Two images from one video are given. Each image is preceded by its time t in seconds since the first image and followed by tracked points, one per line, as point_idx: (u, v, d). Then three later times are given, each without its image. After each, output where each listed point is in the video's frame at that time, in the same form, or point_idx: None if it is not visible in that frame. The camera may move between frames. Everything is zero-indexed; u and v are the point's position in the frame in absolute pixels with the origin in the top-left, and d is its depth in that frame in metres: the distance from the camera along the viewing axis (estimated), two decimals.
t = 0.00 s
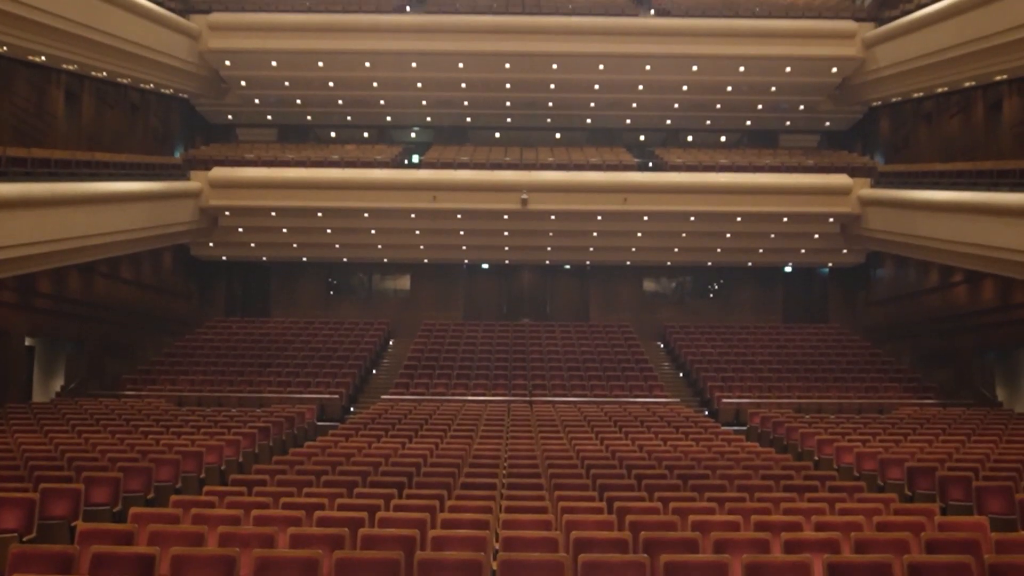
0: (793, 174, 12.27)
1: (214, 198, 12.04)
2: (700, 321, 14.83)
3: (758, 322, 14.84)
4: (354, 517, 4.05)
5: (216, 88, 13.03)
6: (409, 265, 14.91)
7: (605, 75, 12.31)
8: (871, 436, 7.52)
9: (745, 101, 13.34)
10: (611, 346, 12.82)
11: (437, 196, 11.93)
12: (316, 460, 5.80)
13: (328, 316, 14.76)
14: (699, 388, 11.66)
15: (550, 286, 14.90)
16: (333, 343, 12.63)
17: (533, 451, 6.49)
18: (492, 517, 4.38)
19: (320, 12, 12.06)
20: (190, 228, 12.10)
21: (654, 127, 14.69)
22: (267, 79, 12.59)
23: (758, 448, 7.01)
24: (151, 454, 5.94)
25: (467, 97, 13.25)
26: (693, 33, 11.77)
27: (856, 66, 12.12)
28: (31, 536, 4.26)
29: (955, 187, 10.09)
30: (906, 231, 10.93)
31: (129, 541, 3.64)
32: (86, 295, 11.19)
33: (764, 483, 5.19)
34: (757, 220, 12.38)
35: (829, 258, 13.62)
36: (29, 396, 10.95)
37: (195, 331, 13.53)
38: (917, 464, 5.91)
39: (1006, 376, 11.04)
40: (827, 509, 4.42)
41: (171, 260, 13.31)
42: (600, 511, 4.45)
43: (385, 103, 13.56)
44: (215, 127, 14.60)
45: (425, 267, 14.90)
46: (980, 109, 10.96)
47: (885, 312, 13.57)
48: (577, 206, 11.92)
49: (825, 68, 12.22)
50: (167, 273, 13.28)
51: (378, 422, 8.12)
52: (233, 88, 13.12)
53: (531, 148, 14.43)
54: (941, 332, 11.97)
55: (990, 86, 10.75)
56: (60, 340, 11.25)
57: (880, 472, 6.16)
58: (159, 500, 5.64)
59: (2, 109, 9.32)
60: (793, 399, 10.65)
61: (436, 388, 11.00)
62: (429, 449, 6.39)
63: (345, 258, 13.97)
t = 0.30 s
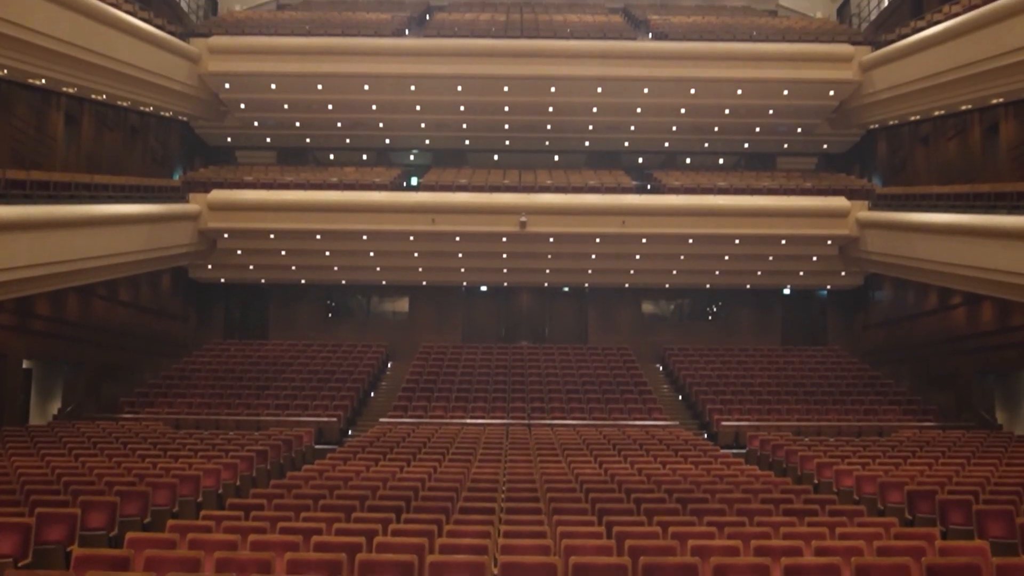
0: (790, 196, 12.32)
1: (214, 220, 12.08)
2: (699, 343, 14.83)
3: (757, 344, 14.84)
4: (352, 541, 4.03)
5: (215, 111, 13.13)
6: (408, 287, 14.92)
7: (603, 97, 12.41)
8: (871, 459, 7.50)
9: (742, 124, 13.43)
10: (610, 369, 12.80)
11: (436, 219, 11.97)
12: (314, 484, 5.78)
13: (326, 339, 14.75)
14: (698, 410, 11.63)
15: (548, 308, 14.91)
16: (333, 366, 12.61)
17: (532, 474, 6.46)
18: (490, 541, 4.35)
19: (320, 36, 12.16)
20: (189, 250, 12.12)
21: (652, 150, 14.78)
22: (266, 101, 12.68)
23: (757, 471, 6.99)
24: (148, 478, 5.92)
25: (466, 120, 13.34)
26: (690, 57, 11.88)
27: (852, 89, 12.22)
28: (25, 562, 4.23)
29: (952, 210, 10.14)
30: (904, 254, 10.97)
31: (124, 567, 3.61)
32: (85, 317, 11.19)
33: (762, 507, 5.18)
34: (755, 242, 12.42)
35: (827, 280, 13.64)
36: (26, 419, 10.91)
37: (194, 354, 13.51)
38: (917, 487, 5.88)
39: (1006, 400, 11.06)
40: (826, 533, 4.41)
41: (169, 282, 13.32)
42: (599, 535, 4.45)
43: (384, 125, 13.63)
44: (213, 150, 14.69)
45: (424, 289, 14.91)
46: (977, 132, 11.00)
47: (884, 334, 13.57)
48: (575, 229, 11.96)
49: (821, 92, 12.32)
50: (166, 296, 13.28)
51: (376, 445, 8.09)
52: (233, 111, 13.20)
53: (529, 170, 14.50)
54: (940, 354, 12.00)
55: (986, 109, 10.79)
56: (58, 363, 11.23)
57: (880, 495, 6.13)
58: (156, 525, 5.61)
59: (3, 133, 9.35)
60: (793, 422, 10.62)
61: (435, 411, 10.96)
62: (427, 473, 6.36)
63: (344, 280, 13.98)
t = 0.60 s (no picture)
0: (787, 219, 12.37)
1: (213, 243, 12.11)
2: (698, 366, 14.82)
3: (756, 367, 14.83)
4: (350, 566, 4.00)
5: (213, 134, 13.22)
6: (407, 310, 14.91)
7: (601, 120, 12.50)
8: (872, 482, 7.46)
9: (740, 147, 13.51)
10: (610, 392, 12.76)
11: (435, 242, 12.00)
12: (312, 508, 5.74)
13: (325, 362, 14.73)
14: (698, 434, 11.58)
15: (547, 331, 14.90)
16: (332, 389, 12.57)
17: (531, 498, 6.42)
18: (489, 567, 4.32)
19: (320, 61, 12.26)
20: (187, 273, 12.14)
21: (651, 173, 14.85)
22: (266, 125, 12.76)
23: (757, 494, 6.95)
24: (145, 502, 5.88)
25: (465, 144, 13.42)
26: (687, 81, 11.99)
27: (850, 113, 12.30)
28: None
29: (949, 233, 10.17)
30: (903, 276, 10.99)
31: None
32: (83, 340, 11.18)
33: (762, 531, 5.15)
34: (753, 265, 12.45)
35: (826, 303, 13.65)
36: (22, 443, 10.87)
37: (192, 377, 13.48)
38: (918, 511, 5.85)
39: (1006, 423, 11.04)
40: (827, 559, 4.37)
41: (168, 305, 13.32)
42: (598, 561, 4.41)
43: (383, 149, 13.71)
44: (213, 173, 14.76)
45: (423, 312, 14.91)
46: (974, 155, 11.05)
47: (883, 357, 13.56)
48: (574, 252, 11.99)
49: (817, 116, 12.42)
50: (165, 319, 13.28)
51: (374, 469, 8.05)
52: (233, 135, 13.28)
53: (528, 193, 14.56)
54: (939, 377, 11.98)
55: (983, 132, 10.83)
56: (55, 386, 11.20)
57: (879, 520, 6.11)
58: (152, 550, 5.57)
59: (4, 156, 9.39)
60: (793, 445, 10.58)
61: (433, 435, 10.92)
62: (426, 497, 6.32)
63: (342, 303, 13.99)
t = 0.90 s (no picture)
0: (785, 243, 12.41)
1: (212, 267, 12.12)
2: (698, 390, 14.80)
3: (755, 391, 14.81)
4: None
5: (213, 159, 13.29)
6: (406, 334, 14.90)
7: (600, 145, 12.57)
8: (873, 507, 7.42)
9: (738, 171, 13.59)
10: (609, 416, 12.71)
11: (434, 266, 12.02)
12: (310, 534, 5.70)
13: (323, 386, 14.71)
14: (698, 457, 11.53)
15: (546, 355, 14.88)
16: (330, 413, 12.52)
17: (530, 523, 6.38)
18: None
19: (320, 86, 12.36)
20: (186, 297, 12.14)
21: (650, 198, 14.91)
22: (266, 149, 12.82)
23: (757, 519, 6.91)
24: (141, 528, 5.83)
25: (464, 168, 13.49)
26: (684, 105, 12.08)
27: (847, 137, 12.39)
28: None
29: (947, 257, 10.20)
30: (902, 300, 11.01)
31: None
32: (80, 364, 11.14)
33: (763, 558, 5.10)
34: (752, 289, 12.47)
35: (825, 327, 13.65)
36: (18, 468, 10.81)
37: (189, 401, 13.44)
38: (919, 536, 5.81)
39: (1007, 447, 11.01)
40: None
41: (167, 329, 13.30)
42: None
43: (382, 173, 13.79)
44: (212, 197, 14.82)
45: (423, 336, 14.90)
46: (972, 179, 11.10)
47: (883, 381, 13.53)
48: (573, 276, 12.02)
49: (814, 140, 12.51)
50: (164, 342, 13.26)
51: (373, 494, 7.99)
52: (232, 159, 13.36)
53: (527, 218, 14.61)
54: (938, 400, 11.95)
55: (981, 157, 10.88)
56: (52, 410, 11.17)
57: (881, 546, 6.07)
58: None
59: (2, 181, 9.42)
60: (793, 469, 10.52)
61: (432, 459, 10.86)
62: (425, 521, 6.28)
63: (341, 327, 13.98)
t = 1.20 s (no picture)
0: (783, 268, 12.45)
1: (210, 293, 12.14)
2: (697, 415, 14.76)
3: (754, 416, 14.77)
4: None
5: (212, 185, 13.37)
6: (404, 359, 14.87)
7: (598, 171, 12.66)
8: (875, 533, 7.37)
9: (735, 196, 13.67)
10: (608, 441, 12.66)
11: (432, 291, 12.04)
12: (308, 561, 5.65)
13: (321, 412, 14.66)
14: (698, 483, 11.46)
15: (545, 380, 14.84)
16: (328, 438, 12.46)
17: (530, 550, 6.33)
18: None
19: (320, 112, 12.46)
20: (184, 322, 12.13)
21: (648, 223, 14.97)
22: (265, 175, 12.89)
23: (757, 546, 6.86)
24: (137, 556, 5.78)
25: (462, 194, 13.55)
26: (681, 131, 12.16)
27: (845, 162, 12.48)
28: None
29: (945, 282, 10.24)
30: (901, 325, 11.03)
31: None
32: (77, 390, 11.09)
33: None
34: (751, 314, 12.48)
35: (824, 351, 13.64)
36: (14, 495, 10.74)
37: (187, 427, 13.38)
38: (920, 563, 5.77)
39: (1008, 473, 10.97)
40: None
41: (164, 354, 13.28)
42: None
43: (381, 199, 13.85)
44: (211, 223, 14.87)
45: (422, 360, 14.87)
46: (968, 204, 11.16)
47: (883, 406, 13.50)
48: (570, 301, 12.04)
49: (811, 166, 12.60)
50: (161, 368, 13.22)
51: (371, 521, 7.93)
52: (231, 185, 13.42)
53: (526, 243, 14.65)
54: (938, 426, 11.92)
55: (977, 182, 10.95)
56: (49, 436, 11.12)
57: (882, 572, 6.03)
58: None
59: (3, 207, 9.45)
60: (793, 495, 10.47)
61: (430, 485, 10.80)
62: (424, 548, 6.23)
63: (339, 352, 13.96)
